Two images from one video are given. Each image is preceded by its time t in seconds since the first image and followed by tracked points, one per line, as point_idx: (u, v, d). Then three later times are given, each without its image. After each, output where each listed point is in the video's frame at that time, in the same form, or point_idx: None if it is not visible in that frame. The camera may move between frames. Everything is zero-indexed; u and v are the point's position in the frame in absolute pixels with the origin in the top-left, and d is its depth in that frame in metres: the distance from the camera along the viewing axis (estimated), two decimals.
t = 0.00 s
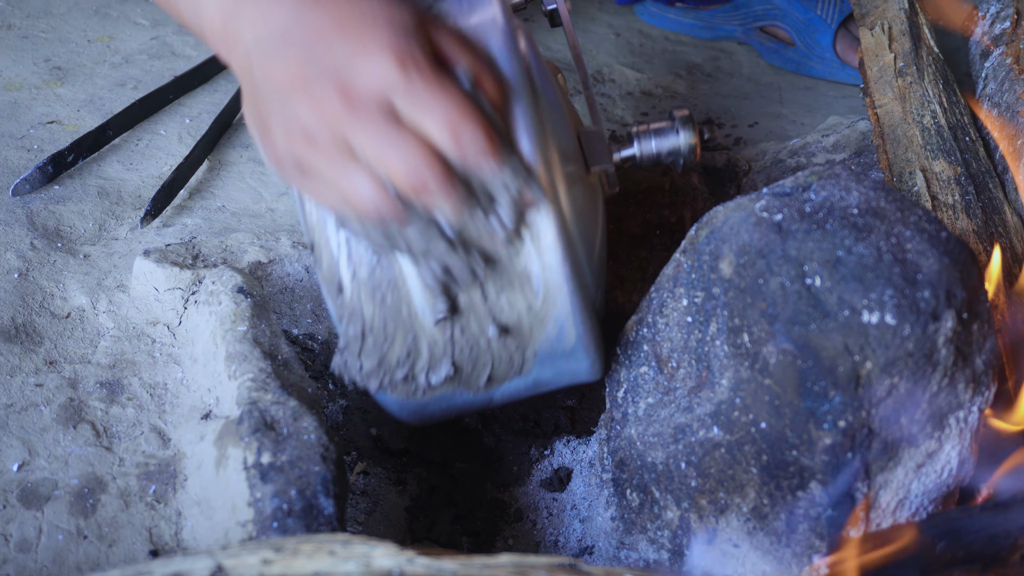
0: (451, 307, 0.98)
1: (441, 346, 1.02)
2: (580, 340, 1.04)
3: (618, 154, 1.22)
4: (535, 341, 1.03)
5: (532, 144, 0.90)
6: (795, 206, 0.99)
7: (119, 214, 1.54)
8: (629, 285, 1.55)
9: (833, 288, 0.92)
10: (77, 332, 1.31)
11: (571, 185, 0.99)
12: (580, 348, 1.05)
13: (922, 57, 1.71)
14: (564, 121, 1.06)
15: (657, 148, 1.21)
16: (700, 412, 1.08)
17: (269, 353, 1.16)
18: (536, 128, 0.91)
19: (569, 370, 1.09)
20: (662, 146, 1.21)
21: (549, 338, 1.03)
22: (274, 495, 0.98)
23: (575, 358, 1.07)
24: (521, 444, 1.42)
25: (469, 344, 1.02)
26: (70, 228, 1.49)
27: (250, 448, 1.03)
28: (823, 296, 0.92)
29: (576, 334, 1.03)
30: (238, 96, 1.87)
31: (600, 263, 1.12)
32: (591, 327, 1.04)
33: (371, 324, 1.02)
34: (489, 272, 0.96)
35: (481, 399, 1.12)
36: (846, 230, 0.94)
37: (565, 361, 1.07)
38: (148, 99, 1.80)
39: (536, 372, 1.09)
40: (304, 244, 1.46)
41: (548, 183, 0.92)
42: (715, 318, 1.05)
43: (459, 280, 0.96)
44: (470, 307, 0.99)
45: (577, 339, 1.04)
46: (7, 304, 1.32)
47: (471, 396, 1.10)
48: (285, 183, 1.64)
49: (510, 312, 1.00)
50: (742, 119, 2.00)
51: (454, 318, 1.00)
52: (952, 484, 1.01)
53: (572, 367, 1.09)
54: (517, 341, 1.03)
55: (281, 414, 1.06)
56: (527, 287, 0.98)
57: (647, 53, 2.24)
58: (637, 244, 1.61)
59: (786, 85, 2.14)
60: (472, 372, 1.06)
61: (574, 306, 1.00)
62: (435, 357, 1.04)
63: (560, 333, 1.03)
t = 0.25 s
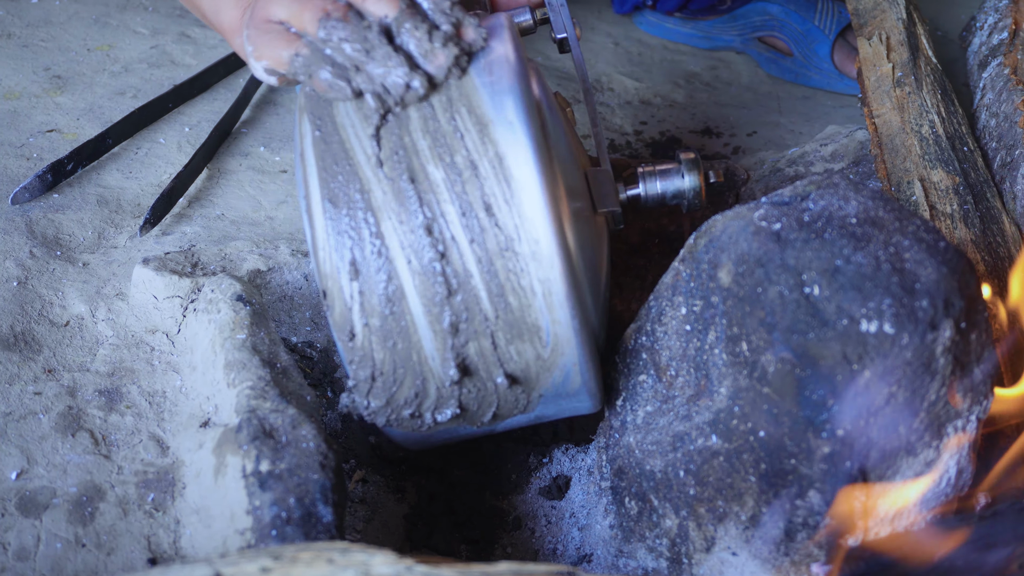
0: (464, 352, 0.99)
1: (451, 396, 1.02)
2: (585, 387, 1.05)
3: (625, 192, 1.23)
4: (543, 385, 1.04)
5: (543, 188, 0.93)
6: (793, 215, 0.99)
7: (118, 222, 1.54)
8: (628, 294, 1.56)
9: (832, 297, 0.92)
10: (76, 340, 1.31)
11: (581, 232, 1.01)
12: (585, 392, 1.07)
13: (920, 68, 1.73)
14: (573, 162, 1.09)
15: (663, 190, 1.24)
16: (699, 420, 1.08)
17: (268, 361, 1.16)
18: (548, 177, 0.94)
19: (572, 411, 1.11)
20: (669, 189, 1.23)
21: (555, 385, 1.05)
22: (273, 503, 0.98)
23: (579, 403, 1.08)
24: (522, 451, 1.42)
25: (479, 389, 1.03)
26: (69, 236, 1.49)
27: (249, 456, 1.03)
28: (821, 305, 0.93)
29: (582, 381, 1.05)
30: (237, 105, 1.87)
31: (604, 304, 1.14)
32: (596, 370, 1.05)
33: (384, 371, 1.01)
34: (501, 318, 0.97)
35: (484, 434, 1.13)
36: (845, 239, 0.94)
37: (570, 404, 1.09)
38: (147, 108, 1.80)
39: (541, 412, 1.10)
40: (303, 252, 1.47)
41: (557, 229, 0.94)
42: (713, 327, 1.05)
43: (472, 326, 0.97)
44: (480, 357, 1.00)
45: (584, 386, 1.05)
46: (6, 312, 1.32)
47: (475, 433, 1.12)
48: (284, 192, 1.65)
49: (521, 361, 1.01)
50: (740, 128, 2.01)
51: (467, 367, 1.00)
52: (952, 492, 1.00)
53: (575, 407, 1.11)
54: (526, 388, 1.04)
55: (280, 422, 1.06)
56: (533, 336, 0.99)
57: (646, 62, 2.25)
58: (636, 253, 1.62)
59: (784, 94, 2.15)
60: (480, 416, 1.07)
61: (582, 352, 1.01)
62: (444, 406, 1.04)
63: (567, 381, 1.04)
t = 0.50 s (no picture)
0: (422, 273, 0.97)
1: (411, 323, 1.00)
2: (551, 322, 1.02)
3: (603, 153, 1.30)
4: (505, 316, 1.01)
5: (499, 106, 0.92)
6: (791, 217, 0.98)
7: (116, 224, 1.54)
8: (627, 295, 1.56)
9: (830, 299, 0.92)
10: (74, 342, 1.31)
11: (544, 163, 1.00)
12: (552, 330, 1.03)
13: (918, 70, 1.73)
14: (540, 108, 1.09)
15: (641, 149, 1.29)
16: (697, 422, 1.08)
17: (265, 363, 1.17)
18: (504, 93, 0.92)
19: (541, 356, 1.07)
20: (648, 147, 1.30)
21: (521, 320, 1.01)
22: (271, 506, 0.98)
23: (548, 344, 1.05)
24: (519, 453, 1.41)
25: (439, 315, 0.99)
26: (67, 238, 1.49)
27: (247, 458, 1.03)
28: (819, 307, 0.93)
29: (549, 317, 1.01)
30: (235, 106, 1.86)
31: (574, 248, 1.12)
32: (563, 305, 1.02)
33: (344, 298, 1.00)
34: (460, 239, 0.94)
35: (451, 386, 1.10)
36: (842, 241, 0.94)
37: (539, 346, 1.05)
38: (145, 110, 1.80)
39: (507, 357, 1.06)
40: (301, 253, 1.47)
41: (521, 171, 0.93)
42: (711, 328, 1.05)
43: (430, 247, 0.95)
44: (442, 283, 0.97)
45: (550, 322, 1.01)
46: (4, 314, 1.32)
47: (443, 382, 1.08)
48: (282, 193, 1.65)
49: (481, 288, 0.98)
50: (738, 130, 2.01)
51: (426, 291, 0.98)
52: (949, 494, 1.02)
53: (546, 353, 1.06)
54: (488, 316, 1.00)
55: (278, 424, 1.06)
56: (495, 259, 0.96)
57: (644, 64, 2.26)
58: (633, 254, 1.62)
59: (783, 96, 2.16)
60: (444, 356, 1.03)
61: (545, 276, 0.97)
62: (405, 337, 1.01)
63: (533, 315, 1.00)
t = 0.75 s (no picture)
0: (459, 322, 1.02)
1: (448, 367, 1.06)
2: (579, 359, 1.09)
3: (620, 177, 1.28)
4: (535, 361, 1.07)
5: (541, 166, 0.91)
6: (790, 219, 0.98)
7: (114, 226, 1.54)
8: (626, 296, 1.56)
9: (829, 301, 0.92)
10: (71, 343, 1.30)
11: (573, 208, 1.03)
12: (577, 367, 1.10)
13: (918, 69, 1.73)
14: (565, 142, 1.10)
15: (659, 172, 1.28)
16: (695, 424, 1.08)
17: (263, 365, 1.18)
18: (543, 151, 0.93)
19: (564, 386, 1.14)
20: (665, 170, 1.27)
21: (550, 357, 1.07)
22: (268, 508, 0.98)
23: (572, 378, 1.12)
24: (517, 456, 1.41)
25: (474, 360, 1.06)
26: (64, 240, 1.49)
27: (245, 461, 1.03)
28: (818, 309, 0.92)
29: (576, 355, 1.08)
30: (233, 107, 1.86)
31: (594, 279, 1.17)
32: (588, 347, 1.09)
33: (384, 343, 1.05)
34: (496, 293, 0.99)
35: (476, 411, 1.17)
36: (841, 243, 0.94)
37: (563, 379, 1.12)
38: (143, 111, 1.80)
39: (533, 391, 1.14)
40: (299, 254, 1.47)
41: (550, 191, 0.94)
42: (710, 330, 1.05)
43: (467, 300, 1.00)
44: (478, 330, 1.03)
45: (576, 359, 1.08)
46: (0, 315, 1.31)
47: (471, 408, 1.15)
48: (280, 194, 1.64)
49: (514, 336, 1.04)
50: (737, 130, 2.01)
51: (464, 338, 1.03)
52: (948, 496, 1.02)
53: (569, 385, 1.15)
54: (519, 362, 1.07)
55: (275, 427, 1.06)
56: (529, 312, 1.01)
57: (643, 64, 2.25)
58: (632, 256, 1.63)
59: (783, 96, 2.14)
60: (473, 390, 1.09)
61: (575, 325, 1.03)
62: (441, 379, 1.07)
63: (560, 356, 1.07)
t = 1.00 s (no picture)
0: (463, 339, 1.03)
1: (452, 381, 1.06)
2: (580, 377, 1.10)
3: (624, 190, 1.26)
4: (537, 376, 1.09)
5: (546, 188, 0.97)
6: (788, 222, 0.99)
7: (114, 228, 1.55)
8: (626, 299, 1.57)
9: (827, 303, 0.92)
10: (72, 346, 1.31)
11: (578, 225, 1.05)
12: (579, 383, 1.11)
13: (916, 72, 1.75)
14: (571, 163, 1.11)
15: (662, 187, 1.26)
16: (695, 426, 1.08)
17: (264, 367, 1.17)
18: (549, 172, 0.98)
19: (567, 400, 1.15)
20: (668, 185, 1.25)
21: (553, 373, 1.09)
22: (269, 510, 0.98)
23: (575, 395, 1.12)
24: (518, 457, 1.42)
25: (479, 375, 1.07)
26: (65, 242, 1.49)
27: (245, 463, 1.03)
28: (816, 311, 0.93)
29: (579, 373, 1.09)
30: (233, 110, 1.87)
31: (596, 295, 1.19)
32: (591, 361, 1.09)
33: (389, 358, 1.04)
34: (502, 310, 1.01)
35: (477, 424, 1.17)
36: (840, 246, 0.94)
37: (565, 394, 1.14)
38: (143, 114, 1.81)
39: (534, 403, 1.15)
40: (299, 257, 1.47)
41: (553, 204, 0.97)
42: (709, 333, 1.05)
43: (474, 311, 1.01)
44: (484, 347, 1.04)
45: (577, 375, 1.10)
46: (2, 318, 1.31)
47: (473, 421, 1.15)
48: (281, 197, 1.65)
49: (519, 352, 1.05)
50: (737, 132, 2.01)
51: (469, 354, 1.04)
52: (947, 498, 1.02)
53: (570, 398, 1.15)
54: (522, 376, 1.08)
55: (276, 429, 1.06)
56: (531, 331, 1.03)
57: (642, 67, 2.25)
58: (632, 258, 1.63)
59: (782, 99, 2.14)
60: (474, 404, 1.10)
61: (579, 342, 1.05)
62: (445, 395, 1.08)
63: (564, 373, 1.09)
